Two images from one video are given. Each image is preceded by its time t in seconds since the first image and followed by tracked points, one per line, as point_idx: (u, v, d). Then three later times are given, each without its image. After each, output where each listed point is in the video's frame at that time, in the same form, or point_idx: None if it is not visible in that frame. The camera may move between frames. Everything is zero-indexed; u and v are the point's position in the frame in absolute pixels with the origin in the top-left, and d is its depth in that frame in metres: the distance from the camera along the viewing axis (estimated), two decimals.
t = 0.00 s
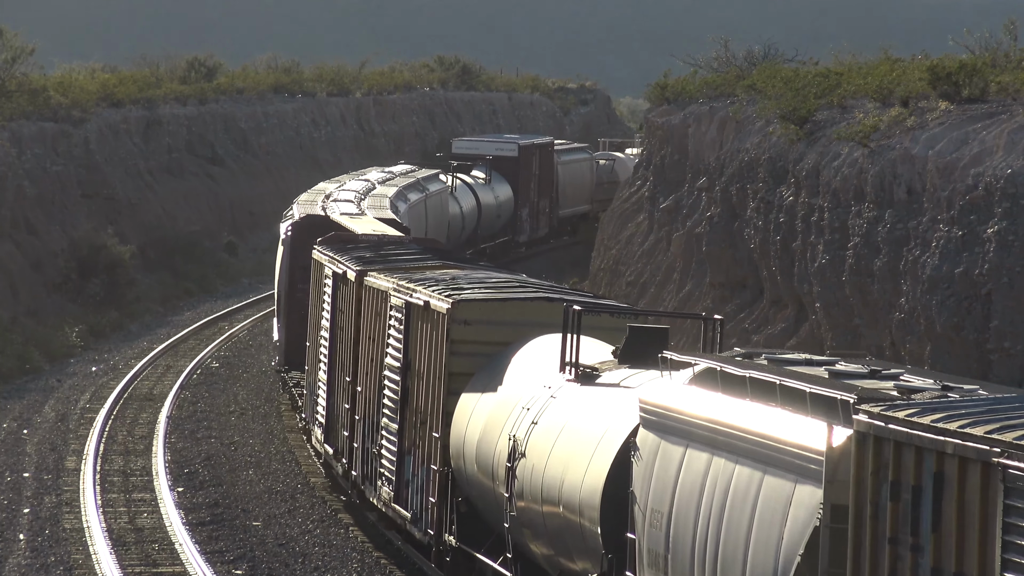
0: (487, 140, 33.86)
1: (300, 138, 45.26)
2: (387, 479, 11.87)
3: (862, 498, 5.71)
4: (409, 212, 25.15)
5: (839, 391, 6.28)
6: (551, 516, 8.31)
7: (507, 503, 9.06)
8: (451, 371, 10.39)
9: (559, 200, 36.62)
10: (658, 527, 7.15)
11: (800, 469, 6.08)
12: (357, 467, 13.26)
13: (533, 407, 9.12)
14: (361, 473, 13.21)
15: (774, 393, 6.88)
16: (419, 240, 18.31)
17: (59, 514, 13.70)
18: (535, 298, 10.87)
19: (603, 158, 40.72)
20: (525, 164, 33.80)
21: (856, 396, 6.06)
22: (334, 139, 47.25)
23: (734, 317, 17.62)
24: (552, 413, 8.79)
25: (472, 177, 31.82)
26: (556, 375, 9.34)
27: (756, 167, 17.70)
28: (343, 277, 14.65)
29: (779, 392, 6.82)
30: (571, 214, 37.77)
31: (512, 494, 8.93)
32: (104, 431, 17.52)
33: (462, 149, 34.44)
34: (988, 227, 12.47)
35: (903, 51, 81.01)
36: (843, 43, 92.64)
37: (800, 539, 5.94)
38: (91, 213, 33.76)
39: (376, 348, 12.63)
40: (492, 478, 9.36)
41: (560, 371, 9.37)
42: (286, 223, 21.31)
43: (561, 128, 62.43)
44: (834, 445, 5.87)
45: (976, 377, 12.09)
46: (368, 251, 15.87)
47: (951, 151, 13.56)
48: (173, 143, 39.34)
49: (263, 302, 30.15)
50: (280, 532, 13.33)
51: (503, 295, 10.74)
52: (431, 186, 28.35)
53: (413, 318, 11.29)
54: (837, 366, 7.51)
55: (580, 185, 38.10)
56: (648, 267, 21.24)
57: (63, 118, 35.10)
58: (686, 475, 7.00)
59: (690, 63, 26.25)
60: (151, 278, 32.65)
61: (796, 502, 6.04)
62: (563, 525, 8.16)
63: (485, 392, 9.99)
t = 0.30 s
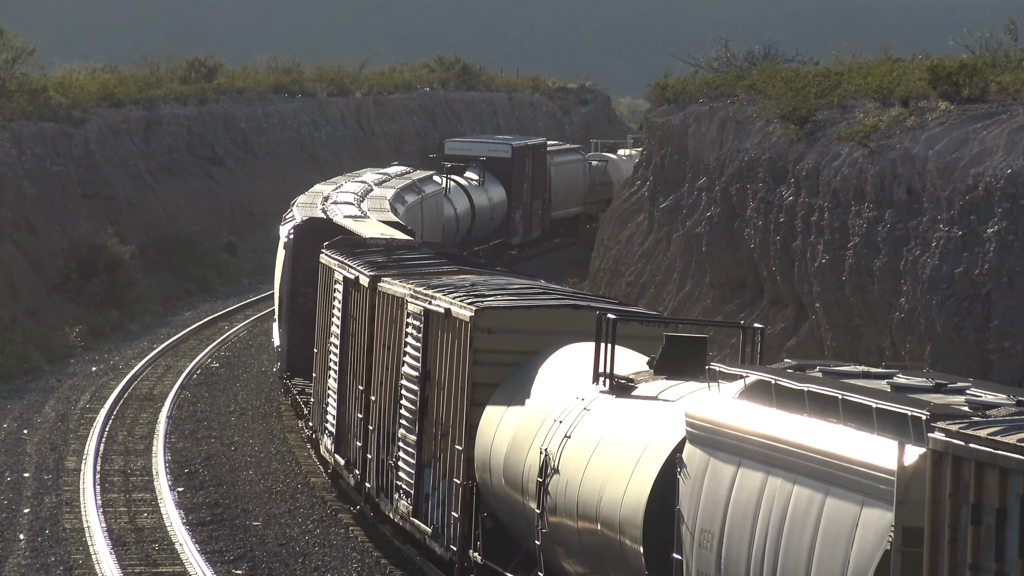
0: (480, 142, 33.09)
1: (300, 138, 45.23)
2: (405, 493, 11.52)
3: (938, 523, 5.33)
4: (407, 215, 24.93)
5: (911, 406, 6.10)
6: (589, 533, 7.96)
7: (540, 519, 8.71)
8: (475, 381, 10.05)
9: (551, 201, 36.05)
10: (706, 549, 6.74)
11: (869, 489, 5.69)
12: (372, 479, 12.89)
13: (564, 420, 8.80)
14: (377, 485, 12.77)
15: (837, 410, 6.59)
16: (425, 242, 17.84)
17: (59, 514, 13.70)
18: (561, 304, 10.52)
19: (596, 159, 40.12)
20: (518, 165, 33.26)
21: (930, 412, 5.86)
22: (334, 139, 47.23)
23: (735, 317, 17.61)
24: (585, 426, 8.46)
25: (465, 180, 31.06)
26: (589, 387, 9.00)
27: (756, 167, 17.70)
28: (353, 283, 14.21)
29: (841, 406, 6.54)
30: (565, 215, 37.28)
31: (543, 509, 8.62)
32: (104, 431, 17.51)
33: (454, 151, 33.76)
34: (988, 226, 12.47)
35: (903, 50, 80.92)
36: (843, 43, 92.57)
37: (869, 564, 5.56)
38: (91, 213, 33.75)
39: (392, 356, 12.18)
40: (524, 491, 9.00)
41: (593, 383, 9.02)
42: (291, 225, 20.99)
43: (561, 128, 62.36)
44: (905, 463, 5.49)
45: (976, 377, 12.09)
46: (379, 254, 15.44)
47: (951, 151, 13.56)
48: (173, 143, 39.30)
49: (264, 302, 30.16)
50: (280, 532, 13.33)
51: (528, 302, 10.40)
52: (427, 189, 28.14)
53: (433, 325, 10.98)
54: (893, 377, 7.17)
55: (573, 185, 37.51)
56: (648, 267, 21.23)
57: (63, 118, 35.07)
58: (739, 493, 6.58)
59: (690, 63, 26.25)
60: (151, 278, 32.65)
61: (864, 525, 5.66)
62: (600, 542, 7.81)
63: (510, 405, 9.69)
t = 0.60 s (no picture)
0: (473, 144, 33.17)
1: (300, 138, 45.22)
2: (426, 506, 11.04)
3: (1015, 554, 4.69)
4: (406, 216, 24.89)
5: (988, 423, 5.42)
6: (629, 556, 7.30)
7: (575, 539, 8.06)
8: (502, 393, 9.56)
9: (544, 205, 35.81)
10: None
11: (943, 513, 5.10)
12: (388, 492, 12.42)
13: (602, 434, 8.16)
14: (392, 498, 12.32)
15: (906, 428, 5.84)
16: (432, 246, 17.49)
17: (59, 514, 13.70)
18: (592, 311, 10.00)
19: (589, 160, 40.15)
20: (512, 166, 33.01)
21: (1012, 433, 5.20)
22: (334, 139, 47.22)
23: (735, 318, 17.62)
24: (626, 440, 7.81)
25: (459, 181, 30.97)
26: (627, 400, 8.32)
27: (756, 167, 17.70)
28: (367, 289, 13.84)
29: (910, 424, 5.79)
30: (557, 218, 37.18)
31: (579, 527, 7.97)
32: (105, 431, 17.52)
33: (449, 151, 33.94)
34: (988, 227, 12.46)
35: (903, 51, 80.90)
36: (843, 44, 92.55)
37: None
38: (91, 213, 33.73)
39: (410, 364, 11.78)
40: (558, 509, 8.35)
41: (631, 396, 8.32)
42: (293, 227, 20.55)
43: (561, 128, 62.33)
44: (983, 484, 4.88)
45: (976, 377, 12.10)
46: (395, 260, 14.99)
47: (951, 152, 13.56)
48: (173, 143, 39.28)
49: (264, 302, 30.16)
50: (280, 532, 13.33)
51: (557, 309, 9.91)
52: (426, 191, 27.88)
53: (456, 335, 10.50)
54: (962, 393, 6.58)
55: (567, 184, 37.51)
56: (648, 267, 21.23)
57: (64, 118, 35.05)
58: (797, 515, 5.96)
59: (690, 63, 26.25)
60: (151, 278, 32.64)
61: (939, 554, 5.06)
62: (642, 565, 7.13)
63: (541, 418, 9.13)
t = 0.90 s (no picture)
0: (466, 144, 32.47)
1: (300, 139, 45.19)
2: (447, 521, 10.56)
3: None
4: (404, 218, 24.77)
5: None
6: None
7: (613, 559, 7.57)
8: (530, 404, 9.23)
9: (536, 206, 35.29)
10: None
11: None
12: (405, 506, 11.79)
13: (643, 448, 7.68)
14: (410, 512, 11.72)
15: (988, 450, 5.25)
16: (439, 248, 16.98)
17: (59, 514, 13.69)
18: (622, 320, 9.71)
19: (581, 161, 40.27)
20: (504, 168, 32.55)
21: None
22: (334, 139, 47.20)
23: (735, 317, 17.60)
24: (670, 455, 7.33)
25: (452, 181, 30.46)
26: (667, 413, 7.89)
27: (756, 167, 17.71)
28: (380, 296, 13.18)
29: (950, 433, 5.39)
30: (550, 219, 36.81)
31: (618, 547, 7.46)
32: (104, 431, 17.52)
33: (440, 151, 33.04)
34: (989, 227, 12.48)
35: (903, 51, 80.80)
36: (843, 44, 92.48)
37: None
38: (91, 213, 33.72)
39: (432, 375, 11.25)
40: (595, 527, 7.86)
41: (672, 408, 7.91)
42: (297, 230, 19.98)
43: (560, 128, 62.30)
44: None
45: (976, 377, 12.11)
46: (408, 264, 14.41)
47: (952, 151, 13.56)
48: (173, 143, 39.26)
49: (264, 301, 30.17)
50: (280, 533, 13.32)
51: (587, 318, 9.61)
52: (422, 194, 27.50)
53: (479, 344, 10.14)
54: None
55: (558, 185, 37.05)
56: (648, 267, 21.22)
57: (63, 118, 35.03)
58: (866, 538, 5.49)
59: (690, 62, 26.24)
60: (151, 277, 32.61)
61: None
62: None
63: (572, 432, 8.72)
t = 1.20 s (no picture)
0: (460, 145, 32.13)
1: (300, 138, 45.15)
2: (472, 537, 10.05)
3: None
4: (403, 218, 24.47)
5: None
6: None
7: None
8: (564, 416, 8.69)
9: (529, 208, 35.04)
10: None
11: None
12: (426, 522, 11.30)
13: (689, 464, 7.23)
14: (430, 526, 11.21)
15: None
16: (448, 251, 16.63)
17: (59, 514, 13.68)
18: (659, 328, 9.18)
19: (574, 162, 39.69)
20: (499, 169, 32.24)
21: None
22: (334, 139, 47.16)
23: (735, 318, 17.58)
24: (718, 472, 6.89)
25: (447, 184, 30.01)
26: (713, 427, 7.42)
27: (756, 167, 17.70)
28: (396, 304, 12.64)
29: None
30: (543, 222, 36.55)
31: (663, 568, 7.01)
32: (105, 431, 17.51)
33: (433, 153, 32.73)
34: (989, 227, 12.47)
35: (904, 50, 80.67)
36: (844, 43, 92.33)
37: None
38: (91, 213, 33.70)
39: (454, 385, 10.72)
40: (637, 546, 7.39)
41: (719, 422, 7.43)
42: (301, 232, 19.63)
43: (561, 128, 62.21)
44: None
45: (976, 377, 12.08)
46: (423, 270, 13.86)
47: (952, 151, 13.55)
48: (173, 142, 39.24)
49: (264, 302, 30.16)
50: (280, 533, 13.31)
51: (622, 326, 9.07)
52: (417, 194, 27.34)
53: (506, 353, 9.65)
54: None
55: (551, 188, 36.73)
56: (648, 267, 21.20)
57: (63, 118, 35.02)
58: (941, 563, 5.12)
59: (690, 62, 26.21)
60: (151, 277, 32.59)
61: None
62: None
63: (608, 448, 8.19)
